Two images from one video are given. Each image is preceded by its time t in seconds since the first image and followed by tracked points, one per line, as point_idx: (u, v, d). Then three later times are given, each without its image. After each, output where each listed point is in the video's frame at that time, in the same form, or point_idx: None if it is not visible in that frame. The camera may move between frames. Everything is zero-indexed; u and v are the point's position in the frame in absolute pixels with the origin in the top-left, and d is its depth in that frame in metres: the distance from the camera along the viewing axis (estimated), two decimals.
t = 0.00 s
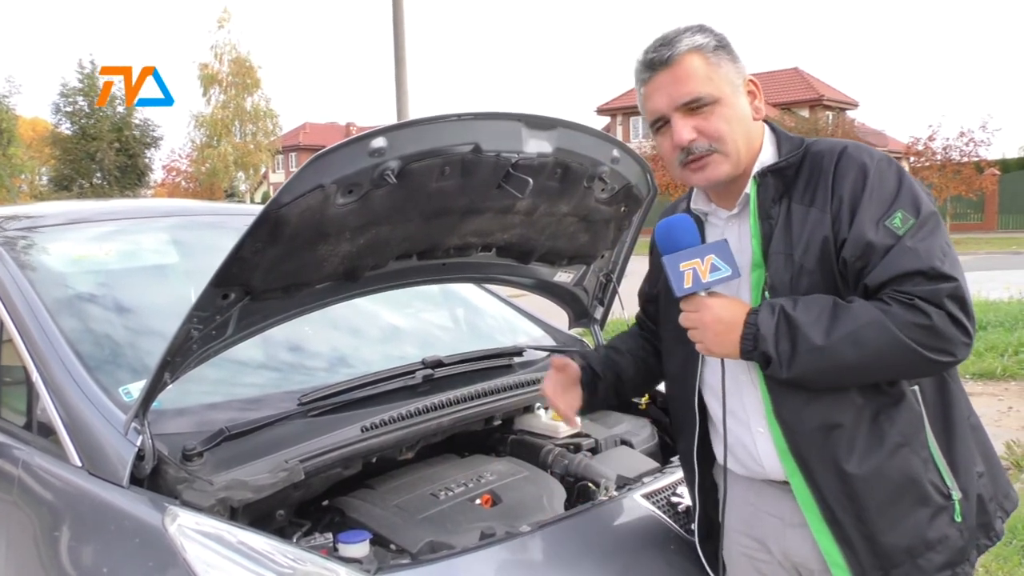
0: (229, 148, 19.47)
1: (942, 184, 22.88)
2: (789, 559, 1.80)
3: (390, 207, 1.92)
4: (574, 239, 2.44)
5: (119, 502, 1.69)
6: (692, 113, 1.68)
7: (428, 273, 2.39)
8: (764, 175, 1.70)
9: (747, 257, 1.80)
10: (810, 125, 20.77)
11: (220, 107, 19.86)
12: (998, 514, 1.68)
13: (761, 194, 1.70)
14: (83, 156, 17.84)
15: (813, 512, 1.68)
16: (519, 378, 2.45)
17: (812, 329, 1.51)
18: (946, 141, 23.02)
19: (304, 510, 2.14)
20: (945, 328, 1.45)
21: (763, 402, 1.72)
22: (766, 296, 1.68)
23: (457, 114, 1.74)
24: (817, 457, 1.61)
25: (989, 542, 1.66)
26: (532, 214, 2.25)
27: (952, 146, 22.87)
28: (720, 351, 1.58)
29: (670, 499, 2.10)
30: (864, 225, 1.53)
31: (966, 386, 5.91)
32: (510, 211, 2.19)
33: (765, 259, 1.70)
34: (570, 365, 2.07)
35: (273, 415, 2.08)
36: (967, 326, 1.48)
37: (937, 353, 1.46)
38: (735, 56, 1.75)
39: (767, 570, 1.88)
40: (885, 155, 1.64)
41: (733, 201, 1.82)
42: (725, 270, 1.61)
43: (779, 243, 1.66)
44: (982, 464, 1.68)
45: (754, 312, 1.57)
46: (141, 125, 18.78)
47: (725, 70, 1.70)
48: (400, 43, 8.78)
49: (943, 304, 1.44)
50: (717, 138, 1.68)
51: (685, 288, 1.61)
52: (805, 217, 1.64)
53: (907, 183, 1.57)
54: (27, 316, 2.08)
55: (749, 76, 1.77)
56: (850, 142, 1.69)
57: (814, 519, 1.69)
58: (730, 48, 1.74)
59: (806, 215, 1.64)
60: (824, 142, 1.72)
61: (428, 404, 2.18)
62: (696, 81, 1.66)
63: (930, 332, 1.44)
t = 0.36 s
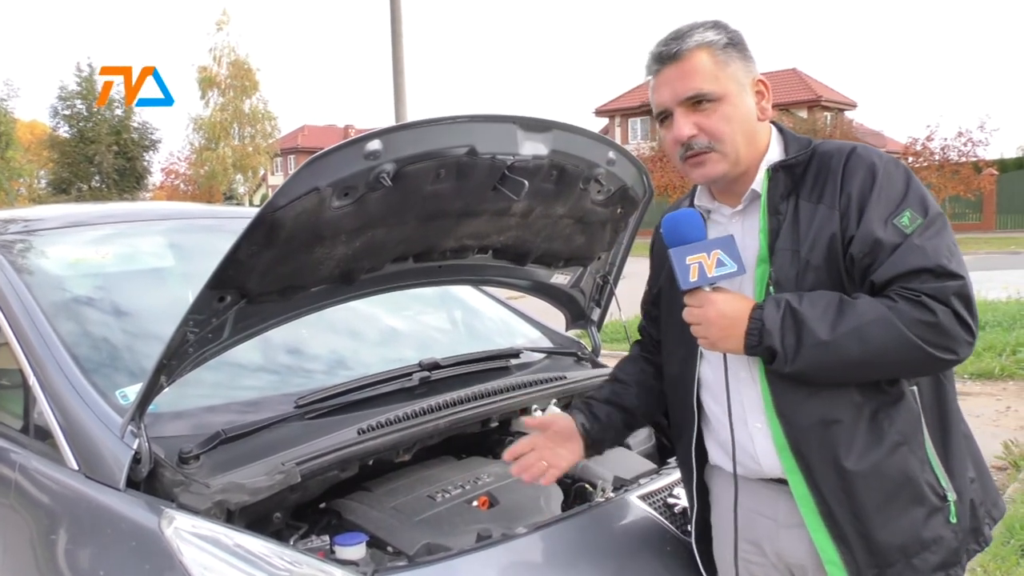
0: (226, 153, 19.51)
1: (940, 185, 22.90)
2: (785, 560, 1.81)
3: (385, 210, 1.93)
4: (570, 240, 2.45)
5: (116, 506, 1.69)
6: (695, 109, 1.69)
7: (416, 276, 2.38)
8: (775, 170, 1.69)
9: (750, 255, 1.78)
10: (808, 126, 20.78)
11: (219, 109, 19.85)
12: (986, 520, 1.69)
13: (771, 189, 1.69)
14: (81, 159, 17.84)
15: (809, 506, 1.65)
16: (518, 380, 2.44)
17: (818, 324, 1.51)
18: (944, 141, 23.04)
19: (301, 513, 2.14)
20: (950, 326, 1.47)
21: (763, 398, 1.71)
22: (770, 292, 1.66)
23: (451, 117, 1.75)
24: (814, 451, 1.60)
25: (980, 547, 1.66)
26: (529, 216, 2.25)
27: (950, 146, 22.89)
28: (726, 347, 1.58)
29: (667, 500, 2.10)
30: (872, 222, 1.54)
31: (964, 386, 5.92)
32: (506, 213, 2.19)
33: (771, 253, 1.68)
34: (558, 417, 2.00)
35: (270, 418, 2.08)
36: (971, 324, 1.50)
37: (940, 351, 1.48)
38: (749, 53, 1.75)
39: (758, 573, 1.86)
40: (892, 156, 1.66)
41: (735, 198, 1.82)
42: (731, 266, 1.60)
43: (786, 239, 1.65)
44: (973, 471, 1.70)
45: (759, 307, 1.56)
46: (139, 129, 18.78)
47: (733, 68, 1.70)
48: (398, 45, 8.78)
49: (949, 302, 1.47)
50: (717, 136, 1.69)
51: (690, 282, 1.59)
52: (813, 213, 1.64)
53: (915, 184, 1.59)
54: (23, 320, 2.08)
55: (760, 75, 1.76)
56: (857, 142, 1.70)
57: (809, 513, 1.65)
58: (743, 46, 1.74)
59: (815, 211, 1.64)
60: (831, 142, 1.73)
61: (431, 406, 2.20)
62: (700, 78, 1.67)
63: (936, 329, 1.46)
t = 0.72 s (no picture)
0: (224, 156, 19.50)
1: (938, 184, 22.93)
2: (782, 560, 1.81)
3: (383, 212, 1.92)
4: (568, 242, 2.44)
5: (114, 509, 1.69)
6: (653, 140, 1.70)
7: (417, 277, 2.38)
8: (763, 171, 1.68)
9: (742, 256, 1.80)
10: (806, 126, 20.80)
11: (217, 112, 19.84)
12: (991, 523, 1.66)
13: (757, 191, 1.70)
14: (80, 162, 17.84)
15: (799, 509, 1.67)
16: (516, 382, 2.45)
17: (798, 327, 1.51)
18: (942, 141, 23.06)
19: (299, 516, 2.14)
20: (932, 327, 1.45)
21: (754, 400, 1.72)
22: (759, 293, 1.68)
23: (450, 119, 1.75)
24: (803, 453, 1.61)
25: (980, 550, 1.65)
26: (526, 218, 2.25)
27: (948, 146, 22.91)
28: (713, 354, 1.59)
29: (666, 501, 2.10)
30: (855, 222, 1.54)
31: (963, 385, 5.92)
32: (503, 215, 2.19)
33: (760, 255, 1.70)
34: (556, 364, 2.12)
35: (270, 420, 2.08)
36: (955, 326, 1.48)
37: (922, 352, 1.46)
38: (708, 67, 1.65)
39: (758, 572, 1.87)
40: (883, 155, 1.65)
41: (731, 199, 1.79)
42: (714, 272, 1.60)
43: (774, 241, 1.66)
44: (976, 472, 1.67)
45: (742, 312, 1.57)
46: (137, 132, 18.78)
47: (682, 94, 1.64)
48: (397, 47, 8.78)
49: (929, 302, 1.44)
50: (678, 163, 1.69)
51: (672, 292, 1.62)
52: (800, 214, 1.64)
53: (902, 183, 1.57)
54: (21, 324, 2.08)
55: (724, 85, 1.65)
56: (849, 142, 1.69)
57: (799, 515, 1.68)
58: (698, 62, 1.65)
59: (802, 212, 1.64)
60: (825, 141, 1.73)
61: (423, 409, 2.17)
62: (648, 113, 1.66)
63: (915, 330, 1.45)
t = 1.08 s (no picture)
0: (225, 157, 19.50)
1: (938, 184, 22.93)
2: (783, 561, 1.81)
3: (384, 212, 1.92)
4: (570, 242, 2.44)
5: (114, 511, 1.68)
6: (650, 145, 1.71)
7: (419, 278, 2.38)
8: (762, 174, 1.68)
9: (742, 258, 1.80)
10: (807, 126, 20.79)
11: (217, 114, 19.84)
12: (994, 527, 1.66)
13: (756, 193, 1.69)
14: (80, 164, 17.84)
15: (799, 512, 1.68)
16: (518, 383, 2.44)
17: (795, 332, 1.51)
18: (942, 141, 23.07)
19: (301, 517, 2.14)
20: (929, 333, 1.44)
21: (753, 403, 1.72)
22: (759, 296, 1.68)
23: (451, 120, 1.75)
24: (802, 454, 1.61)
25: (982, 554, 1.64)
26: (527, 218, 2.25)
27: (948, 146, 22.90)
28: (711, 357, 1.60)
29: (667, 502, 2.09)
30: (853, 226, 1.53)
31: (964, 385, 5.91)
32: (504, 216, 2.19)
33: (760, 257, 1.70)
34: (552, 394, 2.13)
35: (271, 421, 2.08)
36: (953, 332, 1.47)
37: (919, 358, 1.46)
38: (702, 72, 1.65)
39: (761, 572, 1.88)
40: (883, 157, 1.63)
41: (734, 201, 1.79)
42: (713, 275, 1.62)
43: (773, 244, 1.66)
44: (981, 475, 1.66)
45: (740, 315, 1.58)
46: (138, 133, 18.78)
47: (675, 100, 1.64)
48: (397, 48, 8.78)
49: (926, 308, 1.44)
50: (675, 168, 1.70)
51: (670, 296, 1.63)
52: (798, 217, 1.64)
53: (901, 186, 1.56)
54: (21, 325, 2.08)
55: (718, 90, 1.65)
56: (850, 143, 1.68)
57: (798, 519, 1.68)
58: (691, 68, 1.65)
59: (801, 215, 1.64)
60: (826, 142, 1.72)
61: (427, 410, 2.18)
62: (642, 119, 1.68)
63: (912, 337, 1.44)
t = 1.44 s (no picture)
0: (222, 155, 19.47)
1: (936, 183, 22.96)
2: (786, 561, 1.81)
3: (385, 210, 1.92)
4: (570, 241, 2.44)
5: (114, 510, 1.68)
6: (651, 146, 1.71)
7: (419, 276, 2.38)
8: (768, 172, 1.67)
9: (748, 256, 1.80)
10: (804, 125, 20.80)
11: (214, 113, 19.82)
12: (995, 526, 1.66)
13: (763, 191, 1.69)
14: (77, 162, 17.80)
15: (804, 512, 1.68)
16: (519, 381, 2.44)
17: (803, 331, 1.51)
18: (939, 140, 23.10)
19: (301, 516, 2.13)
20: (939, 332, 1.44)
21: (758, 403, 1.72)
22: (765, 295, 1.68)
23: (450, 118, 1.74)
24: (806, 455, 1.61)
25: (984, 553, 1.64)
26: (528, 216, 2.24)
27: (945, 146, 22.92)
28: (717, 357, 1.60)
29: (669, 500, 2.09)
30: (862, 225, 1.53)
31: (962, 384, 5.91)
32: (505, 214, 2.19)
33: (766, 256, 1.69)
34: (581, 420, 2.06)
35: (271, 419, 2.08)
36: (962, 331, 1.47)
37: (929, 357, 1.46)
38: (703, 73, 1.65)
39: (761, 572, 1.88)
40: (890, 156, 1.63)
41: (737, 199, 1.78)
42: (718, 274, 1.61)
43: (780, 243, 1.66)
44: (981, 474, 1.67)
45: (746, 315, 1.58)
46: (134, 131, 18.74)
47: (676, 101, 1.64)
48: (394, 47, 8.77)
49: (936, 308, 1.44)
50: (676, 169, 1.70)
51: (675, 295, 1.63)
52: (805, 215, 1.64)
53: (909, 184, 1.56)
54: (20, 323, 2.07)
55: (718, 91, 1.64)
56: (856, 141, 1.68)
57: (803, 519, 1.69)
58: (691, 68, 1.64)
59: (808, 213, 1.63)
60: (832, 140, 1.72)
61: (431, 407, 2.18)
62: (643, 121, 1.68)
63: (922, 336, 1.44)
